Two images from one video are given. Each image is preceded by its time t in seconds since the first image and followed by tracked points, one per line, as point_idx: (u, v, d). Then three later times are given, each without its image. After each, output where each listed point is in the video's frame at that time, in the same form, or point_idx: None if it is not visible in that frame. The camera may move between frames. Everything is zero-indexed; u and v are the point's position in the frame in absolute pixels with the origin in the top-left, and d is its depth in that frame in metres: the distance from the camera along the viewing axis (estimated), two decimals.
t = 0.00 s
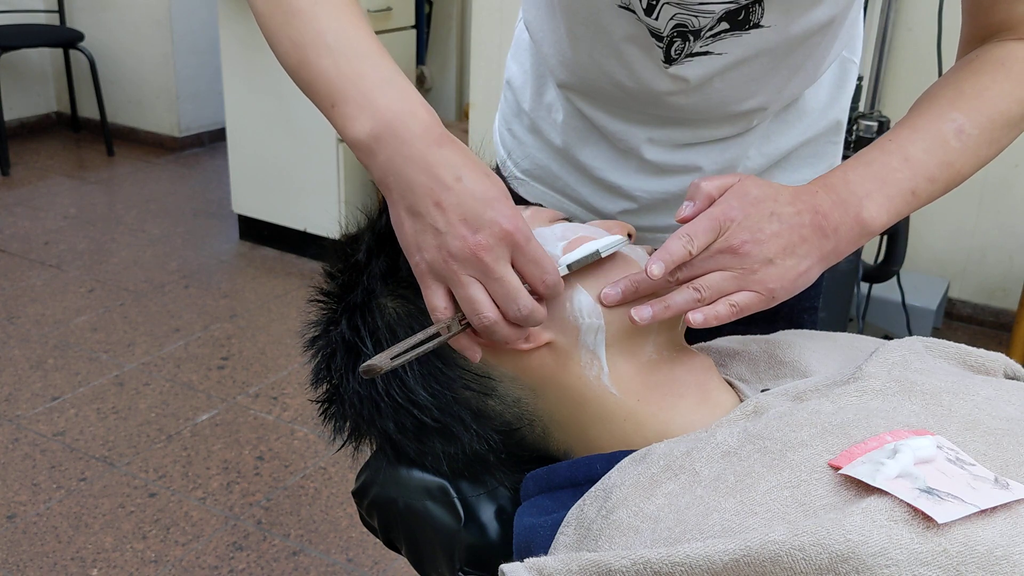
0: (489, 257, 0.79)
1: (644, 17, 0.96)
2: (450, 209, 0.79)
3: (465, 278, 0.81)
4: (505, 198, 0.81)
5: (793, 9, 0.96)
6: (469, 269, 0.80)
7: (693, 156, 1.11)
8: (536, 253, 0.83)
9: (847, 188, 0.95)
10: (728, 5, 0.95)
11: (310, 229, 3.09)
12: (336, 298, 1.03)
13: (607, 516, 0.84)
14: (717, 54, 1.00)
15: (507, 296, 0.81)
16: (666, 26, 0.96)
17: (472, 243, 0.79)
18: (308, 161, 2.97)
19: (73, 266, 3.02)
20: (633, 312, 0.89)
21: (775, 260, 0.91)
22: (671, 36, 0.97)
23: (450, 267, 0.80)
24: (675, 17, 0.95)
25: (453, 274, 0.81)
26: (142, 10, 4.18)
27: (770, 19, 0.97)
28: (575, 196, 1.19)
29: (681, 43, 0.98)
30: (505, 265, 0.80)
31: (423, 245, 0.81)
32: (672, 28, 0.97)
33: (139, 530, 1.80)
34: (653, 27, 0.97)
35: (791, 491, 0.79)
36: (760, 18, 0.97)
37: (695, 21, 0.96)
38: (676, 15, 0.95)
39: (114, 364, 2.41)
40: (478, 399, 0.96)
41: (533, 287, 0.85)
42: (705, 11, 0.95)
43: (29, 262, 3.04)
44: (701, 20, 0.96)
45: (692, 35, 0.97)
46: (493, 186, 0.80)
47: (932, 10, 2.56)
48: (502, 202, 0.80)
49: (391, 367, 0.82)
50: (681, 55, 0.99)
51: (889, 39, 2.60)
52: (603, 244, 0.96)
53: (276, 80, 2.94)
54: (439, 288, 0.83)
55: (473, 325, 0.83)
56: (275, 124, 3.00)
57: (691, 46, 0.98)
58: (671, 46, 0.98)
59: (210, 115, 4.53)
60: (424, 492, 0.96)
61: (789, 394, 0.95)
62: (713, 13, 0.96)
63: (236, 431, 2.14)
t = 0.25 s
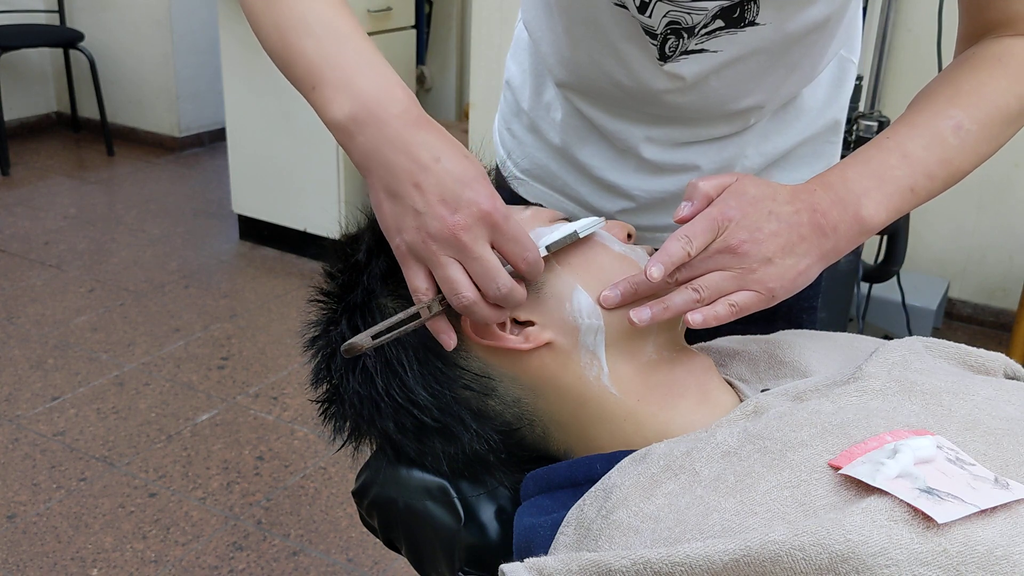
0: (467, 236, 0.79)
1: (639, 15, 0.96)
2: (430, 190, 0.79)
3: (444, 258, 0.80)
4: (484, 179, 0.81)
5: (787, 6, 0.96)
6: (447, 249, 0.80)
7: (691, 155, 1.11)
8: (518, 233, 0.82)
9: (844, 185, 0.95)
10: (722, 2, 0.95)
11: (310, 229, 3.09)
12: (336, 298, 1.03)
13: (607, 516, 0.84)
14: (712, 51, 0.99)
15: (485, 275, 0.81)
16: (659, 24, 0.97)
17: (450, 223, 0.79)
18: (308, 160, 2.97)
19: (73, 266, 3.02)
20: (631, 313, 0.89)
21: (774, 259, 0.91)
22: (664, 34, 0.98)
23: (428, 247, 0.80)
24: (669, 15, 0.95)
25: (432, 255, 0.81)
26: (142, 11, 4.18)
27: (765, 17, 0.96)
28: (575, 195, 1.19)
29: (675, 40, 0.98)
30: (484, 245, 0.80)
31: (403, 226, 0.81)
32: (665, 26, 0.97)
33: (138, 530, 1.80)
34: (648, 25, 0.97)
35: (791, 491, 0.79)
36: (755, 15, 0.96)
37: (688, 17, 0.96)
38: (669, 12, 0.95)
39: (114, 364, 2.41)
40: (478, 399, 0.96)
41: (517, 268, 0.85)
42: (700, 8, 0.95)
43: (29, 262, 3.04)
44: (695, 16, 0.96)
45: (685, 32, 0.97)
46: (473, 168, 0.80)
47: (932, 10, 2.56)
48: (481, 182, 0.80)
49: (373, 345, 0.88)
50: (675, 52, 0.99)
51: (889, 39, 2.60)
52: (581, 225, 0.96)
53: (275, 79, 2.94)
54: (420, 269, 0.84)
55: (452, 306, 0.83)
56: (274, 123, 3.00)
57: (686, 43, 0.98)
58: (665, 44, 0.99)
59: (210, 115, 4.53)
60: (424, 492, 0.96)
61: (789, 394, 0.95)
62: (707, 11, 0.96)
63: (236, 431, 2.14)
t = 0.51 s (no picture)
0: (455, 224, 0.79)
1: (633, 14, 0.96)
2: (417, 179, 0.79)
3: (433, 246, 0.80)
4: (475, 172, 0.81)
5: (782, 4, 0.96)
6: (436, 237, 0.80)
7: (688, 154, 1.11)
8: (506, 222, 0.82)
9: (843, 183, 0.95)
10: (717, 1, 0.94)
11: (310, 229, 3.09)
12: (336, 298, 1.03)
13: (607, 517, 0.84)
14: (707, 50, 0.99)
15: (472, 262, 0.80)
16: (653, 24, 0.96)
17: (438, 211, 0.79)
18: (308, 159, 2.98)
19: (73, 266, 3.02)
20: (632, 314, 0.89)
21: (774, 258, 0.91)
22: (659, 33, 0.97)
23: (417, 235, 0.80)
24: (663, 13, 0.95)
25: (421, 244, 0.81)
26: (142, 11, 4.18)
27: (761, 15, 0.96)
28: (574, 194, 1.19)
29: (670, 38, 0.98)
30: (472, 233, 0.80)
31: (392, 214, 0.81)
32: (660, 25, 0.96)
33: (139, 530, 1.80)
34: (642, 24, 0.97)
35: (792, 491, 0.79)
36: (750, 14, 0.96)
37: (682, 16, 0.96)
38: (663, 11, 0.95)
39: (114, 364, 2.41)
40: (478, 399, 0.96)
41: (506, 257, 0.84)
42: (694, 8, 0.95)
43: (29, 262, 3.04)
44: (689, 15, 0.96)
45: (679, 31, 0.97)
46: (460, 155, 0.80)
47: (932, 10, 2.56)
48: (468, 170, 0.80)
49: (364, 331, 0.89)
50: (670, 51, 0.99)
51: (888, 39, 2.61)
52: (566, 215, 0.95)
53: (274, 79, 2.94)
54: (410, 257, 0.84)
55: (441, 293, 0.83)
56: (274, 122, 3.00)
57: (680, 41, 0.98)
58: (660, 42, 0.98)
59: (210, 115, 4.53)
60: (424, 492, 0.96)
61: (789, 394, 0.95)
62: (702, 10, 0.95)
63: (236, 431, 2.14)
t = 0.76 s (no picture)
0: (433, 195, 0.77)
1: (632, 14, 0.96)
2: (390, 163, 0.77)
3: (427, 223, 0.79)
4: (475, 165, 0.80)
5: (781, 3, 0.96)
6: (428, 215, 0.79)
7: (686, 154, 1.11)
8: (481, 174, 0.75)
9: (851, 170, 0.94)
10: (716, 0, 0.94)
11: (310, 229, 3.09)
12: (336, 298, 1.03)
13: (607, 517, 0.83)
14: (706, 48, 0.99)
15: (464, 227, 0.78)
16: (652, 23, 0.96)
17: (411, 188, 0.77)
18: (308, 159, 2.98)
19: (73, 266, 3.02)
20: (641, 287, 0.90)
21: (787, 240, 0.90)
22: (658, 32, 0.97)
23: (417, 224, 0.81)
24: (662, 13, 0.94)
25: (417, 225, 0.80)
26: (142, 10, 4.18)
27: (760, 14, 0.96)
28: (573, 194, 1.20)
29: (668, 37, 0.98)
30: (453, 199, 0.77)
31: (389, 202, 0.81)
32: (658, 24, 0.96)
33: (138, 530, 1.80)
34: (641, 23, 0.96)
35: (792, 491, 0.79)
36: (749, 13, 0.96)
37: (680, 16, 0.95)
38: (662, 11, 0.94)
39: (114, 364, 2.41)
40: (478, 399, 0.96)
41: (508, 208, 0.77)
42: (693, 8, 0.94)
43: (29, 262, 3.04)
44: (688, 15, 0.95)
45: (678, 30, 0.97)
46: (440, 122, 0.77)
47: (932, 10, 2.56)
48: (435, 132, 0.76)
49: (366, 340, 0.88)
50: (668, 50, 0.99)
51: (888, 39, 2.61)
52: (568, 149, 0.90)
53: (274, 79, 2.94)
54: (419, 239, 0.84)
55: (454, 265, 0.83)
56: (274, 122, 3.00)
57: (678, 40, 0.98)
58: (658, 42, 0.98)
59: (210, 115, 4.53)
60: (424, 492, 0.96)
61: (789, 394, 0.95)
62: (700, 10, 0.95)
63: (236, 431, 2.14)
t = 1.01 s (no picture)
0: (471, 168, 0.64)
1: (651, 10, 0.96)
2: (437, 126, 0.66)
3: (472, 199, 0.66)
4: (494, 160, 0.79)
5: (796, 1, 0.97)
6: (472, 194, 0.66)
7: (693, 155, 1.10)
8: (521, 146, 0.61)
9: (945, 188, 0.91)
10: None
11: (310, 229, 3.08)
12: (336, 298, 1.03)
13: (607, 517, 0.84)
14: (720, 47, 1.00)
15: (511, 205, 0.64)
16: (672, 19, 0.96)
17: (451, 153, 0.64)
18: (308, 160, 2.98)
19: (73, 266, 3.02)
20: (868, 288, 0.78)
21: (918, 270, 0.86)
22: (677, 29, 0.97)
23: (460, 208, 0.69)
24: (682, 9, 0.95)
25: (462, 201, 0.67)
26: (142, 10, 4.18)
27: (775, 12, 0.97)
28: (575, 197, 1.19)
29: (687, 35, 0.98)
30: (494, 175, 0.64)
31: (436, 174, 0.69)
32: (678, 21, 0.97)
33: (138, 530, 1.80)
34: (660, 20, 0.97)
35: (791, 491, 0.79)
36: (764, 11, 0.97)
37: (702, 11, 0.96)
38: (682, 8, 0.95)
39: (114, 364, 2.41)
40: (478, 399, 0.96)
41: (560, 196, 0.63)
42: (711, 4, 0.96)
43: (29, 262, 3.04)
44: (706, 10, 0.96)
45: (697, 27, 0.98)
46: (503, 79, 0.65)
47: (932, 10, 2.56)
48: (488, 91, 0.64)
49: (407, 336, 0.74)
50: (685, 48, 0.99)
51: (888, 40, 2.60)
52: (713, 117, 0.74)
53: (275, 80, 2.94)
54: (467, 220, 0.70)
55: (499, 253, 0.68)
56: (274, 122, 3.00)
57: (695, 37, 0.99)
58: (677, 39, 0.98)
59: (210, 115, 4.53)
60: (424, 492, 0.96)
61: (788, 394, 0.95)
62: (719, 5, 0.96)
63: (236, 431, 2.14)
